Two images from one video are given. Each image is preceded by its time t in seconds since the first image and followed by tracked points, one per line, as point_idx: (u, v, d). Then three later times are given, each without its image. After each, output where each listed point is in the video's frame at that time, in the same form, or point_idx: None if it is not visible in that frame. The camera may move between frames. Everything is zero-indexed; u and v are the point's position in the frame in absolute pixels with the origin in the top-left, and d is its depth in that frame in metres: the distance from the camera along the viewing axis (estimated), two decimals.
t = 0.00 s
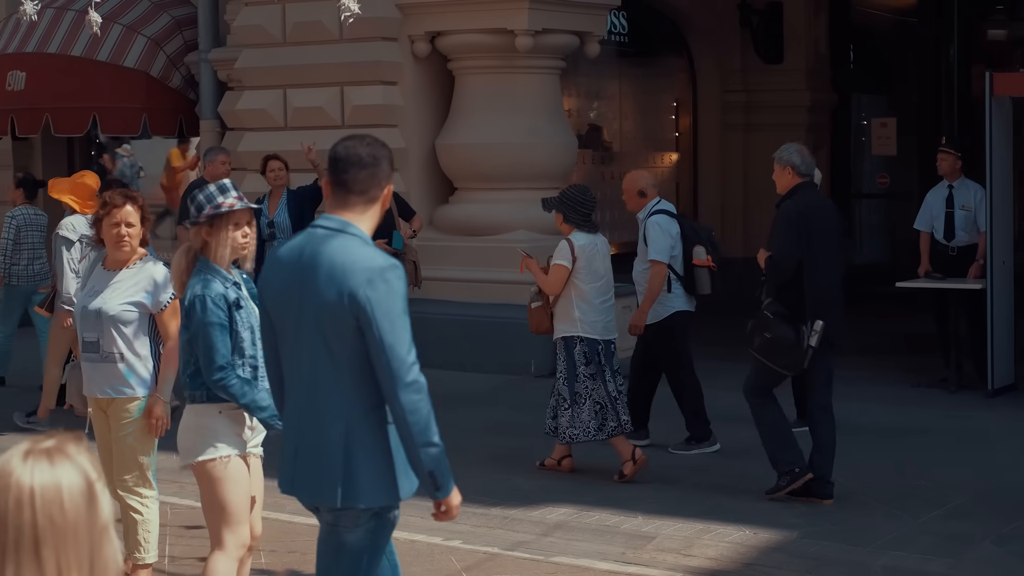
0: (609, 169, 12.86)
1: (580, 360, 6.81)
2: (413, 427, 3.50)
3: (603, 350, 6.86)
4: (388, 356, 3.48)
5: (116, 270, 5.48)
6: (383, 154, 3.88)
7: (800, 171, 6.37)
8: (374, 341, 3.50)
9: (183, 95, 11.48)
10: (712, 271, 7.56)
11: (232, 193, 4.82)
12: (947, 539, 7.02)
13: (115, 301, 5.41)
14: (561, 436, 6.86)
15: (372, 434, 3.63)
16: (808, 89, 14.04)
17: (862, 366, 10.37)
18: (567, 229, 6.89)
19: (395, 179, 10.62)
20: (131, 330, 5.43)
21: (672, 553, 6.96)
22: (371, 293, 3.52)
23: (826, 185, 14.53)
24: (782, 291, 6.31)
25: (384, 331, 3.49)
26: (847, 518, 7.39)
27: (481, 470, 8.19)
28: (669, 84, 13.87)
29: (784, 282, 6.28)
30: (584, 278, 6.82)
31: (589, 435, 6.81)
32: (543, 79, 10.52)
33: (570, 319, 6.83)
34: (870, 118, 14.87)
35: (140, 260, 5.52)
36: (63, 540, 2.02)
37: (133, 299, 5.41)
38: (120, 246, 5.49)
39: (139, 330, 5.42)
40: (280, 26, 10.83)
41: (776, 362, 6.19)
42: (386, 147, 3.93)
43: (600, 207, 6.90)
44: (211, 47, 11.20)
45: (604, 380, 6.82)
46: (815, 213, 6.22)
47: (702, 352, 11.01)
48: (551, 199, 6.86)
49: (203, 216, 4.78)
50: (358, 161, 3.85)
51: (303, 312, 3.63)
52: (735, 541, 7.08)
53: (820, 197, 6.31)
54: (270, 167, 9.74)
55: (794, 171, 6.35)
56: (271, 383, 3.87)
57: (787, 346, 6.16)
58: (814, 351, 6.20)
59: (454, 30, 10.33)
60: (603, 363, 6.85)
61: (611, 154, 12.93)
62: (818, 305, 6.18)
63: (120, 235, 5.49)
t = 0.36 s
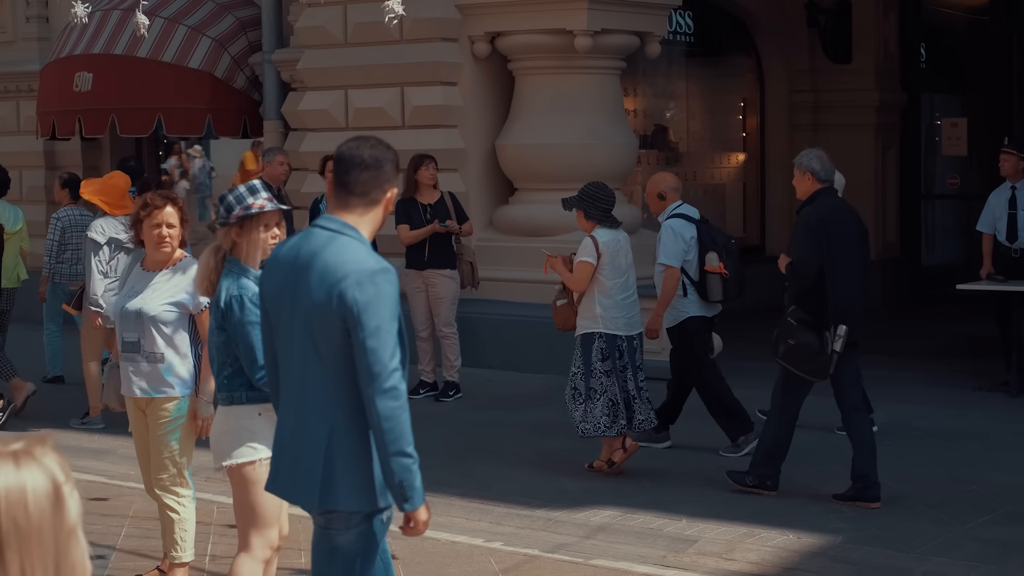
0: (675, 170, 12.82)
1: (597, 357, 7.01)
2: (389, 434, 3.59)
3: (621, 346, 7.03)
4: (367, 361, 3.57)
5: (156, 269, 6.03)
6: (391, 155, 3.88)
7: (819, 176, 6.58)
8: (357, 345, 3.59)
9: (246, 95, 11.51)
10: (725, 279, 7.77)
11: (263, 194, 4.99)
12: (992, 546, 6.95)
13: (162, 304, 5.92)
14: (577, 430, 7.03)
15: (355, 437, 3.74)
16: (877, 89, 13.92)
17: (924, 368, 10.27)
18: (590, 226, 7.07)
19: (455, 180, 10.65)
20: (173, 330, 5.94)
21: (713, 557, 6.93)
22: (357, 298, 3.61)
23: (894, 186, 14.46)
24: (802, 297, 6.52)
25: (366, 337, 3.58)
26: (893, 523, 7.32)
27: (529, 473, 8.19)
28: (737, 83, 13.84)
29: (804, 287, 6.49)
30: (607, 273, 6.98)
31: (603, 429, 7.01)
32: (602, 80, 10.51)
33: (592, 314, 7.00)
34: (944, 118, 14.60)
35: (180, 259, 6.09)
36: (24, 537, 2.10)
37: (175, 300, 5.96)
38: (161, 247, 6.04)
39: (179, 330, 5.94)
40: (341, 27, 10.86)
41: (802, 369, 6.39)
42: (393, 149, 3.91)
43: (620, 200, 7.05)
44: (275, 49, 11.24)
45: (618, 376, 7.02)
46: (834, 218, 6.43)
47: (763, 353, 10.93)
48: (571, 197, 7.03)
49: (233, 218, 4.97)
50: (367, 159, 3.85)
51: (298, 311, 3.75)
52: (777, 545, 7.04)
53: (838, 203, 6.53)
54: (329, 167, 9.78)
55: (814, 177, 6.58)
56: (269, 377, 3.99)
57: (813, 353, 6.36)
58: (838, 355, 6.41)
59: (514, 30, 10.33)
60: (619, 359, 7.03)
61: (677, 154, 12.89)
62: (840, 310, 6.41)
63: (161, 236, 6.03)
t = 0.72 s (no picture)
0: (744, 169, 12.77)
1: (613, 356, 7.09)
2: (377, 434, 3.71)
3: (642, 346, 7.10)
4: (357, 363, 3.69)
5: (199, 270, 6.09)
6: (397, 158, 3.88)
7: (838, 174, 6.72)
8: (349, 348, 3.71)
9: (313, 96, 11.58)
10: (743, 275, 7.79)
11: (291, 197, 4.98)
12: None
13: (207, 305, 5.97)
14: (586, 428, 7.16)
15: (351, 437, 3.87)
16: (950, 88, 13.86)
17: (989, 371, 10.16)
18: (617, 228, 7.16)
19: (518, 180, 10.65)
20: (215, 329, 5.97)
21: (758, 560, 6.89)
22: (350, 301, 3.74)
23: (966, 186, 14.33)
24: (824, 294, 6.67)
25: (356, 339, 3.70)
26: (943, 527, 7.25)
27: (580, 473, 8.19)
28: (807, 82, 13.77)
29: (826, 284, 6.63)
30: (632, 275, 7.07)
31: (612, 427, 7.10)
32: (664, 79, 10.49)
33: (615, 314, 7.10)
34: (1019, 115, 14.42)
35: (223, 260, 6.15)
36: None
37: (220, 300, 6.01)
38: (205, 248, 6.09)
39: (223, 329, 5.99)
40: (405, 27, 10.88)
41: (828, 366, 6.54)
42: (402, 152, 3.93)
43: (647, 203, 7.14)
44: (341, 49, 11.31)
45: (633, 376, 7.08)
46: (852, 216, 6.58)
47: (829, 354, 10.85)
48: (597, 198, 7.14)
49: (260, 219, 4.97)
50: (382, 163, 3.87)
51: (296, 312, 3.88)
52: (823, 549, 7.00)
53: (857, 200, 6.66)
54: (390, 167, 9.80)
55: (833, 175, 6.72)
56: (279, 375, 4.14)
57: (839, 351, 6.50)
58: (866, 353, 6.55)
59: (577, 30, 10.30)
60: (637, 359, 7.10)
61: (746, 154, 12.84)
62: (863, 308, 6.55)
63: (206, 237, 6.08)
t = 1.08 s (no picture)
0: (808, 169, 12.73)
1: (627, 358, 7.22)
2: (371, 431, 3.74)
3: (655, 349, 7.22)
4: (351, 361, 3.73)
5: (231, 269, 6.14)
6: (397, 161, 3.93)
7: (855, 171, 6.90)
8: (343, 345, 3.76)
9: (375, 95, 11.64)
10: (762, 275, 7.78)
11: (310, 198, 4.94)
12: None
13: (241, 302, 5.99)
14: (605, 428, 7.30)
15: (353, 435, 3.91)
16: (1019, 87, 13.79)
17: None
18: (635, 231, 7.27)
19: (576, 179, 10.64)
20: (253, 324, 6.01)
21: (797, 562, 6.85)
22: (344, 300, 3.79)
23: None
24: (842, 290, 6.72)
25: (350, 337, 3.75)
26: (988, 530, 7.17)
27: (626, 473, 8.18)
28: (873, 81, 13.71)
29: (844, 281, 6.69)
30: (647, 279, 7.18)
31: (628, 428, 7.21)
32: (723, 77, 10.45)
33: (630, 318, 7.23)
34: None
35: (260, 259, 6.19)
36: None
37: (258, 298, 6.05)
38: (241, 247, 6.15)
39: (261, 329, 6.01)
40: (464, 27, 10.91)
41: (849, 361, 6.58)
42: (402, 154, 3.98)
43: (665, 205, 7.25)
44: (402, 48, 11.34)
45: (645, 378, 7.19)
46: (870, 211, 6.74)
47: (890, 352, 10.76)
48: (615, 202, 7.25)
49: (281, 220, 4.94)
50: (382, 166, 3.93)
51: (298, 311, 3.94)
52: (864, 551, 6.94)
53: (874, 196, 6.83)
54: (446, 167, 9.83)
55: (850, 172, 6.91)
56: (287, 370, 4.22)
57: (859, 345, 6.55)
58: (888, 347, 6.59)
59: (635, 29, 10.28)
60: (650, 361, 7.21)
61: (811, 153, 12.81)
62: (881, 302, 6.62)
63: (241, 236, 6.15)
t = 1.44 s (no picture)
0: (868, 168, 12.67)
1: (643, 353, 7.34)
2: (369, 425, 3.79)
3: (670, 344, 7.35)
4: (345, 354, 3.77)
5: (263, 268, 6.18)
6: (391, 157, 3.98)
7: (873, 173, 6.98)
8: (336, 339, 3.80)
9: (433, 94, 11.68)
10: (774, 280, 7.79)
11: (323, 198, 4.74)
12: None
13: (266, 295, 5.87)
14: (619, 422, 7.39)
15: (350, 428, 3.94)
16: None
17: None
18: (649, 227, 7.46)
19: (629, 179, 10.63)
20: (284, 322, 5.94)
21: (832, 565, 6.82)
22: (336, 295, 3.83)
23: None
24: (860, 290, 6.94)
25: (343, 330, 3.79)
26: None
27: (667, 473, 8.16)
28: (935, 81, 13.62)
29: (860, 281, 6.92)
30: (660, 273, 7.35)
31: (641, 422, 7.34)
32: (778, 77, 10.40)
33: (646, 313, 7.39)
34: None
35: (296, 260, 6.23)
36: None
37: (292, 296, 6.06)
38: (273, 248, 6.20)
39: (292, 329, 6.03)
40: (520, 26, 10.92)
41: (866, 360, 6.75)
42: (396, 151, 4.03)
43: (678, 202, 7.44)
44: (459, 47, 11.35)
45: (660, 372, 7.33)
46: (886, 212, 6.82)
47: (944, 354, 10.69)
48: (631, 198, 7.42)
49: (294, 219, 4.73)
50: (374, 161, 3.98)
51: (289, 306, 3.98)
52: (900, 555, 6.90)
53: (891, 197, 6.91)
54: (497, 166, 9.85)
55: (867, 174, 6.99)
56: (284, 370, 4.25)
57: (873, 343, 6.73)
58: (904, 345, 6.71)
59: (690, 28, 10.25)
60: (664, 356, 7.35)
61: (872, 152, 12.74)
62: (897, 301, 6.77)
63: (273, 237, 6.20)
